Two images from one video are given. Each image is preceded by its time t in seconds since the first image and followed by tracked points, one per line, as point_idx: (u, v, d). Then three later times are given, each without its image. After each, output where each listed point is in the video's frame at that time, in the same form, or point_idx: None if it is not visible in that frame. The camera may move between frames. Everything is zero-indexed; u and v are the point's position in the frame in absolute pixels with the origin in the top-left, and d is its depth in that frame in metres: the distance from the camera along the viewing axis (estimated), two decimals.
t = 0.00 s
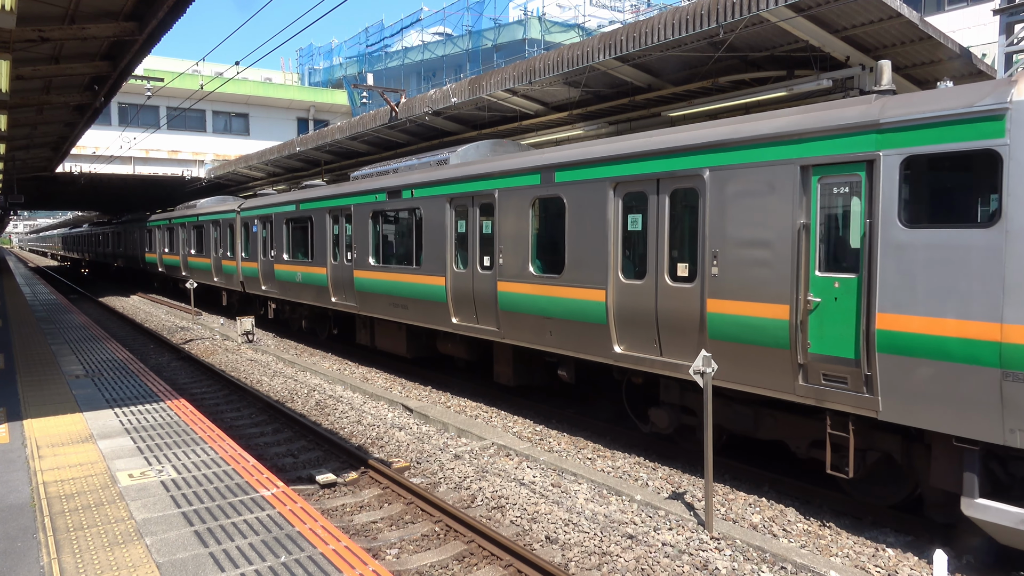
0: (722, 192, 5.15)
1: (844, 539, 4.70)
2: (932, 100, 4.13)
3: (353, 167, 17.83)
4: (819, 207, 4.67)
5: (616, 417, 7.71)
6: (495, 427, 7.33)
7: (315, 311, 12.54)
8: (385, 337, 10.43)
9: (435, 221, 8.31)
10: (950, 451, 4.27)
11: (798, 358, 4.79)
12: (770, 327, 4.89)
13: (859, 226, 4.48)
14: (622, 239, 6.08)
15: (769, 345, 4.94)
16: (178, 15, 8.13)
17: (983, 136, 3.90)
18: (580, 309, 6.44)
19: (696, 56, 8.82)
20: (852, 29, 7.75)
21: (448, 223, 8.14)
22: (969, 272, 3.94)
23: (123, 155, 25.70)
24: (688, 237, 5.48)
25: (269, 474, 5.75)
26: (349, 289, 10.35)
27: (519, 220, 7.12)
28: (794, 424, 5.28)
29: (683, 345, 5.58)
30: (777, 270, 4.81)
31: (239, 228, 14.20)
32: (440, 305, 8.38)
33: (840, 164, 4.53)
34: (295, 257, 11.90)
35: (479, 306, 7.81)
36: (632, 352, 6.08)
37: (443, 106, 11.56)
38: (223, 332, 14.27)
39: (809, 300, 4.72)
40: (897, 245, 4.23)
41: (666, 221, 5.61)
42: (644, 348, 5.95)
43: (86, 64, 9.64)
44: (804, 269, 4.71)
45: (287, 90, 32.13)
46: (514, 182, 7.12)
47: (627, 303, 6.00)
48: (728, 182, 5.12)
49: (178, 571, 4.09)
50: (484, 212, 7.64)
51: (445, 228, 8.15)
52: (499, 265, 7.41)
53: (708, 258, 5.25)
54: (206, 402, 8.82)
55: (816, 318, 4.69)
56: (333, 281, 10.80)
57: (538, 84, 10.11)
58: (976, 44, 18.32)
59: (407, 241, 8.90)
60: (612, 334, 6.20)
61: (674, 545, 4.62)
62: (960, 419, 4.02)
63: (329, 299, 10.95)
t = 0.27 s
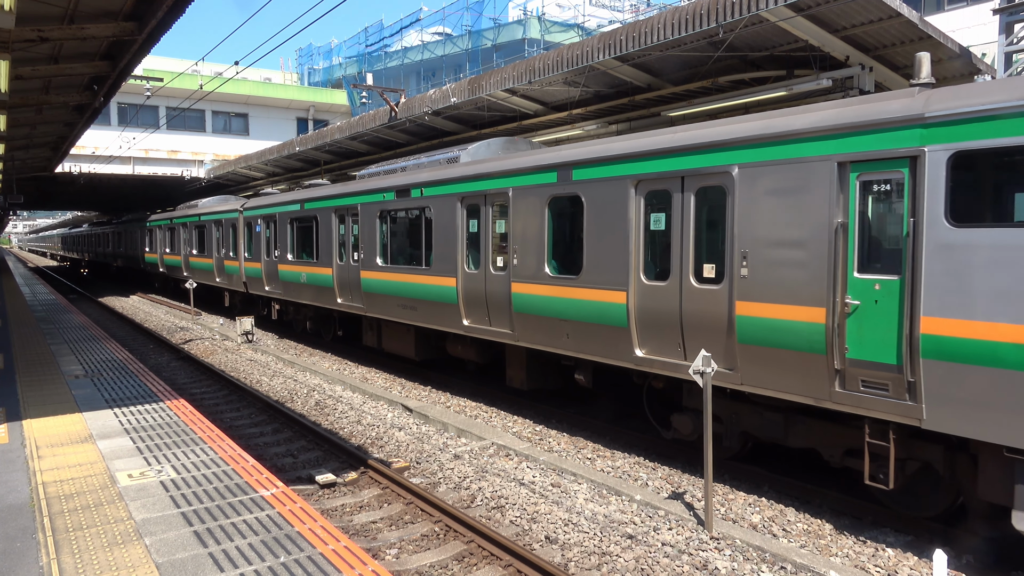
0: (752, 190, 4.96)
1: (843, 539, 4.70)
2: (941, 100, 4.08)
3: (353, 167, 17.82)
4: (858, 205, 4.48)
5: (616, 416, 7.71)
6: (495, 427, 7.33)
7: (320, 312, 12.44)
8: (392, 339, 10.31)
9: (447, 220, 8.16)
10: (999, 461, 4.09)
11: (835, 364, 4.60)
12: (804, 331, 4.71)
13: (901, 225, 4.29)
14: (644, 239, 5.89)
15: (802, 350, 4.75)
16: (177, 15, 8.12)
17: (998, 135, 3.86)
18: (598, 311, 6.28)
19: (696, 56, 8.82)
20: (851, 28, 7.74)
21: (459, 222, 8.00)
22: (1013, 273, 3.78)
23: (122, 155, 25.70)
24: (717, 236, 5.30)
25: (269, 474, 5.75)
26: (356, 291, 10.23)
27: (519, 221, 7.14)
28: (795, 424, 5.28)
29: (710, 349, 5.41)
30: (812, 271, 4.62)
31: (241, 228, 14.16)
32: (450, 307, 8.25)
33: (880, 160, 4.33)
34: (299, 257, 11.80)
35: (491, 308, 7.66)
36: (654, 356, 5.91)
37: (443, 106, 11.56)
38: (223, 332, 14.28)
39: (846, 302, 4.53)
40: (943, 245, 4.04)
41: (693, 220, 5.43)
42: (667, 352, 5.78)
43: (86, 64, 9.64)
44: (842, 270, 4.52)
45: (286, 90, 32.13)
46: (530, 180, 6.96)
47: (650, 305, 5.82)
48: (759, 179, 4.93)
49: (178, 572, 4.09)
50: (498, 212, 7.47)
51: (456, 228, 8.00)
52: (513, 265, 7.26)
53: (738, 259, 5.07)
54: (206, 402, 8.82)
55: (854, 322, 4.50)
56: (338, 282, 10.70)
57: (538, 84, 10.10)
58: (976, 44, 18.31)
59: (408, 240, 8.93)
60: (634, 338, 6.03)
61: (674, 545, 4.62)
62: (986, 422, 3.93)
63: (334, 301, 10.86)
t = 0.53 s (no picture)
0: (789, 187, 4.76)
1: (843, 539, 4.70)
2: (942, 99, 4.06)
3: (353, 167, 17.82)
4: (905, 203, 4.26)
5: (616, 416, 7.71)
6: (495, 427, 7.33)
7: (325, 313, 12.29)
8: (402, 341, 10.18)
9: (461, 219, 7.98)
10: None
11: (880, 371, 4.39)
12: (846, 335, 4.50)
13: (952, 224, 4.08)
14: (671, 238, 5.69)
15: (843, 355, 4.55)
16: (178, 14, 8.12)
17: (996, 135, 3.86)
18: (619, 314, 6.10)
19: (696, 56, 8.81)
20: (851, 28, 7.74)
21: (472, 222, 7.82)
22: None
23: (122, 155, 25.70)
24: (750, 236, 5.09)
25: (269, 474, 5.75)
26: (364, 292, 10.10)
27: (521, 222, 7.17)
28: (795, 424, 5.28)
29: (742, 354, 5.21)
30: (855, 273, 4.41)
31: (245, 227, 14.14)
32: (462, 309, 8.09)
33: (929, 156, 4.12)
34: (306, 257, 11.69)
35: (506, 310, 7.48)
36: (681, 361, 5.71)
37: (443, 106, 11.56)
38: (223, 332, 14.27)
39: (892, 305, 4.32)
40: (1000, 246, 3.83)
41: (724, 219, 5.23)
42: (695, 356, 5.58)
43: (85, 64, 9.63)
44: (887, 272, 4.31)
45: (286, 90, 32.14)
46: (548, 178, 6.77)
47: (678, 307, 5.62)
48: (795, 176, 4.73)
49: (177, 572, 4.08)
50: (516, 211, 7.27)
51: (470, 227, 7.82)
52: (531, 266, 7.06)
53: (773, 260, 4.87)
54: (206, 401, 8.82)
55: (900, 326, 4.29)
56: (346, 283, 10.56)
57: (538, 84, 10.10)
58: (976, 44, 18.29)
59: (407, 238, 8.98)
60: (659, 342, 5.84)
61: (674, 545, 4.62)
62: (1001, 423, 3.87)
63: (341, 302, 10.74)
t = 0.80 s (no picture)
0: (832, 184, 4.51)
1: (843, 539, 4.70)
2: (946, 99, 4.03)
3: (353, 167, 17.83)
4: (962, 201, 4.01)
5: (616, 416, 7.71)
6: (495, 427, 7.32)
7: (331, 314, 12.13)
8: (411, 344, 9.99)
9: (475, 218, 7.75)
10: None
11: (934, 379, 4.15)
12: (897, 341, 4.26)
13: (1016, 223, 3.83)
14: (702, 238, 5.43)
15: (893, 362, 4.30)
16: (178, 14, 8.12)
17: (994, 134, 3.82)
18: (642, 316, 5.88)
19: (696, 56, 8.81)
20: (851, 28, 7.74)
21: (487, 220, 7.60)
22: None
23: (123, 155, 25.71)
24: (789, 236, 4.83)
25: (269, 474, 5.75)
26: (373, 293, 9.94)
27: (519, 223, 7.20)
28: (795, 423, 5.29)
29: (780, 360, 4.95)
30: (908, 275, 4.16)
31: (250, 226, 14.08)
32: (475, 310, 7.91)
33: (989, 150, 3.88)
34: (312, 257, 11.56)
35: (522, 312, 7.26)
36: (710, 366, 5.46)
37: (443, 106, 11.55)
38: (223, 331, 14.28)
39: (948, 309, 4.08)
40: None
41: (760, 218, 4.97)
42: (726, 362, 5.34)
43: (85, 64, 9.63)
44: (943, 274, 4.06)
45: (286, 90, 32.14)
46: (568, 176, 6.52)
47: (710, 311, 5.35)
48: (839, 173, 4.48)
49: (177, 572, 4.08)
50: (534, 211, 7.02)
51: (485, 227, 7.60)
52: (550, 267, 6.80)
53: (816, 260, 4.61)
54: (206, 401, 8.82)
55: (958, 331, 4.05)
56: (354, 283, 10.40)
57: (538, 84, 10.10)
58: (976, 43, 18.30)
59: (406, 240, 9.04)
60: (687, 347, 5.59)
61: (674, 545, 4.62)
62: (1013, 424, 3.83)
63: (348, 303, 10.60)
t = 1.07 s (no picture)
0: (885, 180, 4.27)
1: (843, 538, 4.69)
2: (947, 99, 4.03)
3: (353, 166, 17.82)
4: None
5: (616, 416, 7.70)
6: (495, 427, 7.32)
7: (339, 315, 11.99)
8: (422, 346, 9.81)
9: (494, 216, 7.56)
10: None
11: (1000, 388, 3.90)
12: (957, 347, 4.01)
13: None
14: (740, 238, 5.20)
15: (952, 369, 4.06)
16: (178, 14, 8.13)
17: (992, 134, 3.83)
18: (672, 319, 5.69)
19: (696, 55, 8.81)
20: (851, 28, 7.74)
21: (507, 219, 7.42)
22: None
23: (123, 154, 25.71)
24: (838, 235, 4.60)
25: (269, 473, 5.75)
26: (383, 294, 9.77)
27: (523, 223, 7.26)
28: (814, 427, 5.19)
29: (826, 366, 4.72)
30: (971, 276, 3.91)
31: (255, 226, 13.99)
32: (493, 312, 7.72)
33: None
34: (320, 257, 11.42)
35: (544, 313, 7.08)
36: (749, 372, 5.25)
37: (443, 106, 11.55)
38: (223, 331, 14.28)
39: (1017, 314, 3.81)
40: None
41: (805, 216, 4.75)
42: (766, 367, 5.12)
43: (85, 64, 9.63)
44: (1010, 275, 3.81)
45: (287, 89, 32.15)
46: (594, 173, 6.31)
47: (748, 314, 5.15)
48: (893, 168, 4.24)
49: (177, 571, 4.08)
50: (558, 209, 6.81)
51: (505, 226, 7.42)
52: (574, 267, 6.61)
53: (868, 261, 4.38)
54: (206, 401, 8.81)
55: None
56: (364, 284, 10.25)
57: (538, 84, 10.10)
58: (976, 43, 18.30)
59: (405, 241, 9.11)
60: (724, 352, 5.37)
61: (674, 544, 4.62)
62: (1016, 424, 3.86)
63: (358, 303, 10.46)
